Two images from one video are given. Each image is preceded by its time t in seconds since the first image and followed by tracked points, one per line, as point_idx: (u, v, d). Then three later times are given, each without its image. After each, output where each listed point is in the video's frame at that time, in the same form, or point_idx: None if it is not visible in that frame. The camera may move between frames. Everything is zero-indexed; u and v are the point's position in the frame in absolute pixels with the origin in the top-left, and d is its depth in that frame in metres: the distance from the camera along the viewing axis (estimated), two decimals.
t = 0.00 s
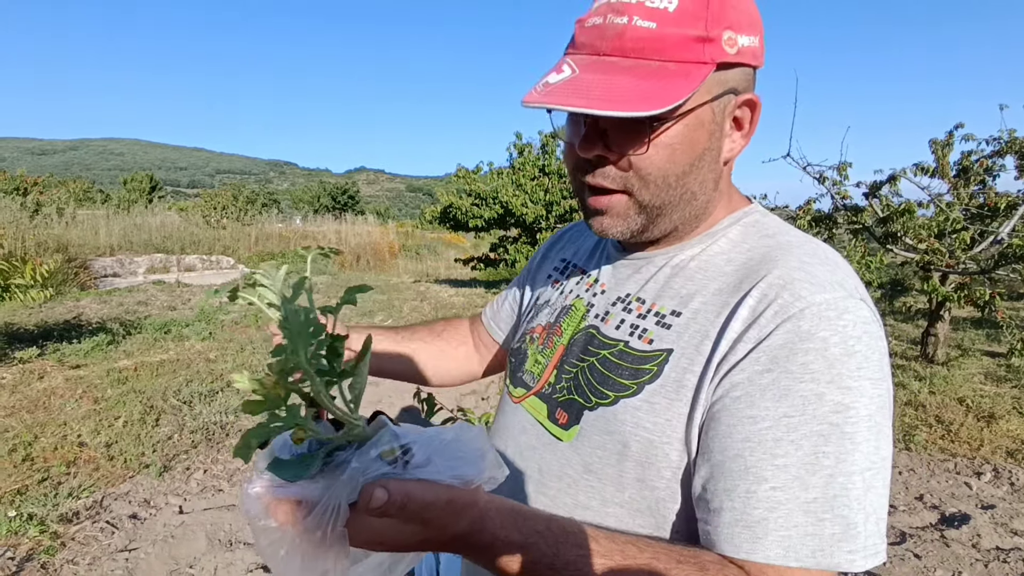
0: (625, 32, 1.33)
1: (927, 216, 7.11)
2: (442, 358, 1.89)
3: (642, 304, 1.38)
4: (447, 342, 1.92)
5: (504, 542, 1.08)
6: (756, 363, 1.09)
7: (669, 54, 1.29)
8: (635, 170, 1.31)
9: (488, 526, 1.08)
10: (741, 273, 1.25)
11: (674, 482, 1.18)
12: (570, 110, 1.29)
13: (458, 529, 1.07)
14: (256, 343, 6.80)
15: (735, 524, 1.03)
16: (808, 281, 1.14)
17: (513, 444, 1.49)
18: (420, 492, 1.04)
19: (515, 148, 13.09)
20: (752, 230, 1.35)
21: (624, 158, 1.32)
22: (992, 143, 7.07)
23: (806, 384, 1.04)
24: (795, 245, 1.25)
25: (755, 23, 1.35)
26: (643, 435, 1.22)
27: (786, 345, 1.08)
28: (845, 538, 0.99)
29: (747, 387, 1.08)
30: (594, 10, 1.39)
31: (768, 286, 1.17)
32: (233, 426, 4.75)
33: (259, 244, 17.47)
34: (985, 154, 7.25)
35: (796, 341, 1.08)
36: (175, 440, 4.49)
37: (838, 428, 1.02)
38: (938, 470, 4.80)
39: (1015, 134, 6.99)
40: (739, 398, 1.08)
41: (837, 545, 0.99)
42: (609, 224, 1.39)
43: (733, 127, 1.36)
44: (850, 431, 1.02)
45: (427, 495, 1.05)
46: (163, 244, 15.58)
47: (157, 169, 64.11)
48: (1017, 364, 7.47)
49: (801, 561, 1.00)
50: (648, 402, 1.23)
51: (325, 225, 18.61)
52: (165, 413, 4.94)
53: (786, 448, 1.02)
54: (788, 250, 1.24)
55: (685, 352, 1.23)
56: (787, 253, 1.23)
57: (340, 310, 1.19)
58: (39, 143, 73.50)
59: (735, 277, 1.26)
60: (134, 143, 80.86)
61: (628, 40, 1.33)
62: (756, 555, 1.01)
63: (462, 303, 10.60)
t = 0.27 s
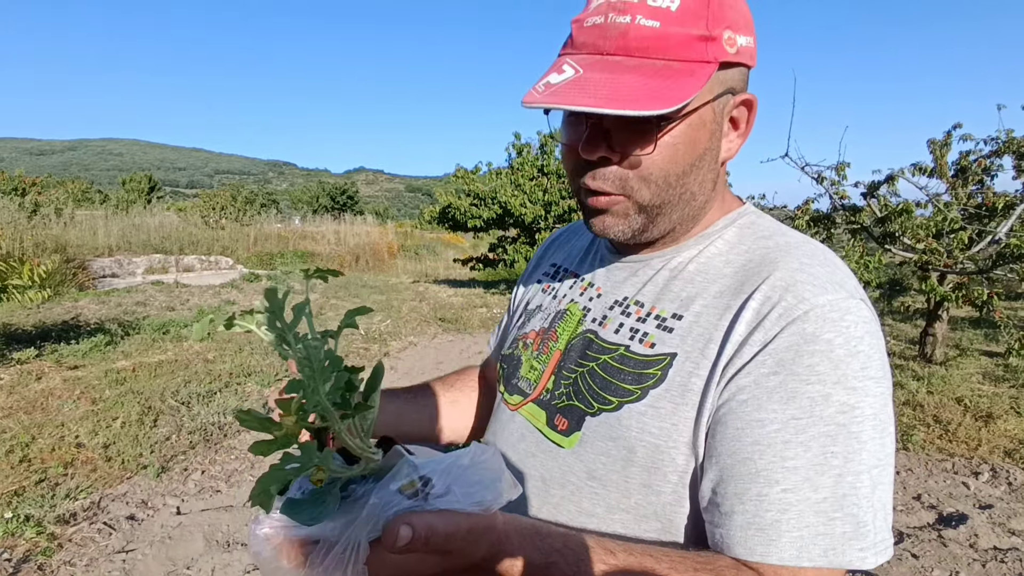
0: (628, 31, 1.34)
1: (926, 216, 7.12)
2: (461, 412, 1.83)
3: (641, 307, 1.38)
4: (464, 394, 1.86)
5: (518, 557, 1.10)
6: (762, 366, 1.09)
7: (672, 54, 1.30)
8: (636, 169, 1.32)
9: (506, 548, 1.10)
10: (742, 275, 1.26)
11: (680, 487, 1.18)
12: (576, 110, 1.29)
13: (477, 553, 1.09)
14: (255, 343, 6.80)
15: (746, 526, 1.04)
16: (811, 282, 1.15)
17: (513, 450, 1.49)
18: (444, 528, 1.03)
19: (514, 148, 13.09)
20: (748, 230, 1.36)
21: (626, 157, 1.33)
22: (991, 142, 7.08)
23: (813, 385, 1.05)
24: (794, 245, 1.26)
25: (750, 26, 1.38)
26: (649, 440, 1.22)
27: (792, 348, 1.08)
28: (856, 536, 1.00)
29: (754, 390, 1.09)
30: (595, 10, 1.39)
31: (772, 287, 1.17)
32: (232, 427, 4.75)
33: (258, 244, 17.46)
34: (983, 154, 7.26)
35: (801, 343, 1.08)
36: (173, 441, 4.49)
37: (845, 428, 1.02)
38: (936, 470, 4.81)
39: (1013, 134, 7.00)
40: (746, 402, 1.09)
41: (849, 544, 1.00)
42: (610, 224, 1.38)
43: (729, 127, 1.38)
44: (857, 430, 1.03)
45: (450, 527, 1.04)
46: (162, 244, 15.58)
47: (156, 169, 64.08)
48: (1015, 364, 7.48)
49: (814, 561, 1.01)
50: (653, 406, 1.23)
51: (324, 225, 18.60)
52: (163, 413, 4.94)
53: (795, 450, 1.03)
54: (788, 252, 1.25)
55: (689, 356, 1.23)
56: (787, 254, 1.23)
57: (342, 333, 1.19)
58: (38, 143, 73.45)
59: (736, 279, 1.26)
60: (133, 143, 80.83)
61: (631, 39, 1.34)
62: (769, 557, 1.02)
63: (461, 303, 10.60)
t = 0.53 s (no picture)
0: (616, 27, 1.35)
1: (923, 216, 7.14)
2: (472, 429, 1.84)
3: (636, 306, 1.38)
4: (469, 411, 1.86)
5: (515, 557, 1.10)
6: (757, 364, 1.09)
7: (659, 47, 1.31)
8: (631, 161, 1.31)
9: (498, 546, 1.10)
10: (736, 274, 1.26)
11: (674, 486, 1.18)
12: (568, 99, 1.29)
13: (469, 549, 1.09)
14: (253, 344, 6.80)
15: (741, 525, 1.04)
16: (805, 280, 1.15)
17: (503, 449, 1.49)
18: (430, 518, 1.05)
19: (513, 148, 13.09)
20: (742, 231, 1.36)
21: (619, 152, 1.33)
22: (988, 143, 7.09)
23: (809, 383, 1.05)
24: (788, 245, 1.27)
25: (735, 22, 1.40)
26: (642, 439, 1.22)
27: (788, 346, 1.08)
28: (852, 535, 1.00)
29: (749, 387, 1.08)
30: (582, 9, 1.40)
31: (768, 284, 1.17)
32: (229, 428, 4.75)
33: (256, 245, 17.45)
34: (980, 154, 7.27)
35: (797, 340, 1.08)
36: (170, 442, 4.49)
37: (840, 427, 1.03)
38: (933, 470, 4.82)
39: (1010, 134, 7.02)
40: (742, 399, 1.08)
41: (844, 543, 1.00)
42: (606, 221, 1.38)
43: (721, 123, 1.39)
44: (852, 429, 1.03)
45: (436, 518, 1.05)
46: (160, 244, 15.56)
47: (154, 169, 64.02)
48: (1012, 364, 7.50)
49: (808, 560, 1.01)
50: (648, 405, 1.23)
51: (322, 225, 18.59)
52: (160, 414, 4.93)
53: (790, 448, 1.03)
54: (783, 252, 1.25)
55: (684, 353, 1.23)
56: (781, 256, 1.23)
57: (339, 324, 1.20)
58: (35, 143, 73.34)
59: (730, 278, 1.27)
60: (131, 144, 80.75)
61: (619, 34, 1.34)
62: (765, 556, 1.02)
63: (459, 303, 10.59)
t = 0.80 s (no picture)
0: (584, 25, 1.36)
1: (920, 216, 7.15)
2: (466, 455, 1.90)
3: (624, 306, 1.39)
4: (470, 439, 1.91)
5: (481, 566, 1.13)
6: (739, 364, 1.10)
7: (628, 42, 1.33)
8: (608, 157, 1.32)
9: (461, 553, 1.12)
10: (723, 273, 1.26)
11: (655, 487, 1.18)
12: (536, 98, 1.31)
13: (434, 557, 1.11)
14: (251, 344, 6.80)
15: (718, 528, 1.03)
16: (789, 281, 1.15)
17: (496, 449, 1.50)
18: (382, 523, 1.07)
19: (511, 148, 13.09)
20: (733, 230, 1.36)
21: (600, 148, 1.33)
22: (985, 143, 7.11)
23: (789, 384, 1.05)
24: (777, 243, 1.27)
25: (711, 13, 1.39)
26: (624, 438, 1.22)
27: (769, 346, 1.08)
28: (831, 541, 0.99)
29: (730, 388, 1.09)
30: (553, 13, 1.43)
31: (752, 282, 1.18)
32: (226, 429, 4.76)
33: (254, 245, 17.43)
34: (978, 154, 7.28)
35: (778, 341, 1.08)
36: (168, 443, 4.49)
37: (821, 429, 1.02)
38: (930, 469, 4.83)
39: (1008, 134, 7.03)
40: (723, 400, 1.09)
41: (821, 548, 0.99)
42: (590, 216, 1.39)
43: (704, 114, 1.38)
44: (834, 431, 1.02)
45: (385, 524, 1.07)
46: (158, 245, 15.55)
47: (152, 169, 63.93)
48: (1009, 363, 7.52)
49: (786, 565, 1.00)
50: (630, 404, 1.24)
51: (320, 225, 18.58)
52: (158, 415, 4.93)
53: (770, 450, 1.03)
54: (770, 252, 1.25)
55: (668, 353, 1.23)
56: (767, 256, 1.23)
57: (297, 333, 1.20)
58: (32, 143, 73.22)
59: (717, 278, 1.27)
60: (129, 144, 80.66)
61: (588, 32, 1.36)
62: (740, 560, 1.01)
63: (457, 303, 10.59)
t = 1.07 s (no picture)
0: (503, 51, 1.39)
1: (918, 216, 7.17)
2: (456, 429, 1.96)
3: (586, 301, 1.39)
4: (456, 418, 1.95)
5: (410, 552, 1.11)
6: (673, 359, 1.07)
7: (543, 62, 1.32)
8: (539, 171, 1.36)
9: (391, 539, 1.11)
10: (672, 267, 1.24)
11: (600, 477, 1.18)
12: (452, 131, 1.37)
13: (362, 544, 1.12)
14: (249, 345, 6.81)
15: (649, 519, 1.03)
16: (729, 273, 1.13)
17: (472, 440, 1.51)
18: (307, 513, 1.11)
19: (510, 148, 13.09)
20: (693, 224, 1.32)
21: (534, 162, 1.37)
22: (983, 142, 7.13)
23: (720, 379, 1.03)
24: (730, 237, 1.24)
25: (642, 8, 1.31)
26: (572, 430, 1.22)
27: (703, 341, 1.06)
28: (760, 535, 0.98)
29: (666, 382, 1.07)
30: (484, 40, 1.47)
31: (694, 277, 1.15)
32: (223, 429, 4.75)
33: (253, 245, 17.41)
34: (975, 154, 7.30)
35: (711, 335, 1.06)
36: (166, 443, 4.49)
37: (753, 423, 1.00)
38: (928, 468, 4.84)
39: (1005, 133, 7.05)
40: (658, 394, 1.07)
41: (750, 542, 0.98)
42: (540, 222, 1.43)
43: (644, 112, 1.30)
44: (766, 425, 0.99)
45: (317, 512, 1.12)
46: (156, 245, 15.52)
47: (150, 169, 63.82)
48: (1007, 363, 7.53)
49: (713, 558, 1.00)
50: (579, 397, 1.23)
51: (319, 225, 18.56)
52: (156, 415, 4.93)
53: (700, 445, 1.01)
54: (723, 240, 1.24)
55: (614, 348, 1.23)
56: (722, 242, 1.22)
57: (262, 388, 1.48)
58: (29, 143, 73.04)
59: (667, 272, 1.25)
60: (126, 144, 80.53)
61: (507, 57, 1.38)
62: (669, 552, 1.01)
63: (456, 303, 10.59)
